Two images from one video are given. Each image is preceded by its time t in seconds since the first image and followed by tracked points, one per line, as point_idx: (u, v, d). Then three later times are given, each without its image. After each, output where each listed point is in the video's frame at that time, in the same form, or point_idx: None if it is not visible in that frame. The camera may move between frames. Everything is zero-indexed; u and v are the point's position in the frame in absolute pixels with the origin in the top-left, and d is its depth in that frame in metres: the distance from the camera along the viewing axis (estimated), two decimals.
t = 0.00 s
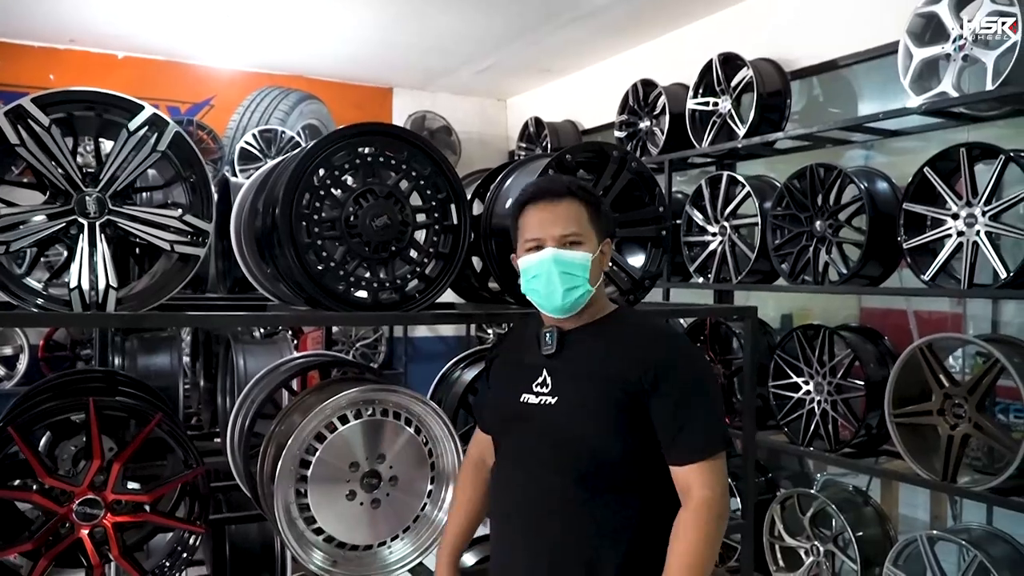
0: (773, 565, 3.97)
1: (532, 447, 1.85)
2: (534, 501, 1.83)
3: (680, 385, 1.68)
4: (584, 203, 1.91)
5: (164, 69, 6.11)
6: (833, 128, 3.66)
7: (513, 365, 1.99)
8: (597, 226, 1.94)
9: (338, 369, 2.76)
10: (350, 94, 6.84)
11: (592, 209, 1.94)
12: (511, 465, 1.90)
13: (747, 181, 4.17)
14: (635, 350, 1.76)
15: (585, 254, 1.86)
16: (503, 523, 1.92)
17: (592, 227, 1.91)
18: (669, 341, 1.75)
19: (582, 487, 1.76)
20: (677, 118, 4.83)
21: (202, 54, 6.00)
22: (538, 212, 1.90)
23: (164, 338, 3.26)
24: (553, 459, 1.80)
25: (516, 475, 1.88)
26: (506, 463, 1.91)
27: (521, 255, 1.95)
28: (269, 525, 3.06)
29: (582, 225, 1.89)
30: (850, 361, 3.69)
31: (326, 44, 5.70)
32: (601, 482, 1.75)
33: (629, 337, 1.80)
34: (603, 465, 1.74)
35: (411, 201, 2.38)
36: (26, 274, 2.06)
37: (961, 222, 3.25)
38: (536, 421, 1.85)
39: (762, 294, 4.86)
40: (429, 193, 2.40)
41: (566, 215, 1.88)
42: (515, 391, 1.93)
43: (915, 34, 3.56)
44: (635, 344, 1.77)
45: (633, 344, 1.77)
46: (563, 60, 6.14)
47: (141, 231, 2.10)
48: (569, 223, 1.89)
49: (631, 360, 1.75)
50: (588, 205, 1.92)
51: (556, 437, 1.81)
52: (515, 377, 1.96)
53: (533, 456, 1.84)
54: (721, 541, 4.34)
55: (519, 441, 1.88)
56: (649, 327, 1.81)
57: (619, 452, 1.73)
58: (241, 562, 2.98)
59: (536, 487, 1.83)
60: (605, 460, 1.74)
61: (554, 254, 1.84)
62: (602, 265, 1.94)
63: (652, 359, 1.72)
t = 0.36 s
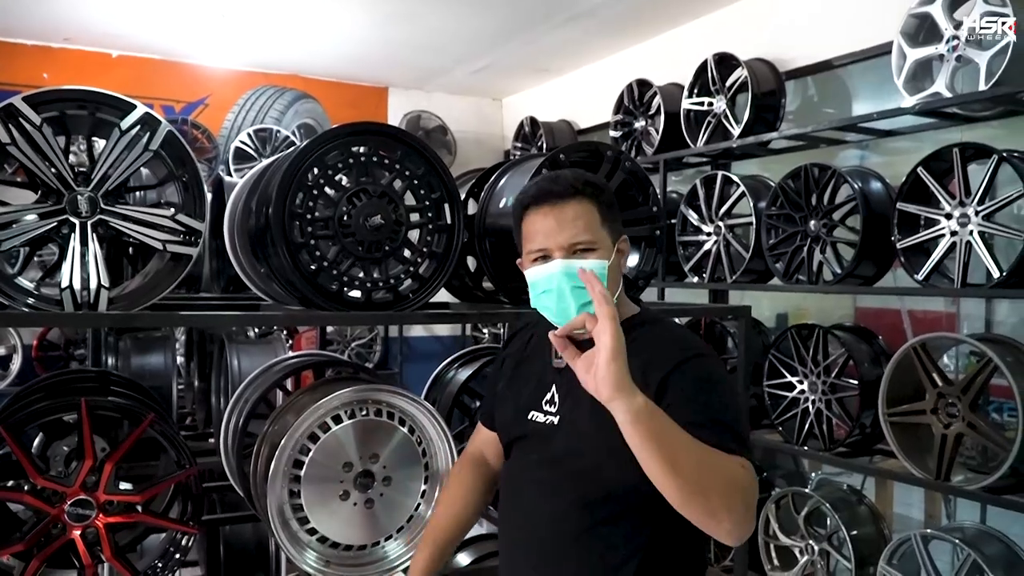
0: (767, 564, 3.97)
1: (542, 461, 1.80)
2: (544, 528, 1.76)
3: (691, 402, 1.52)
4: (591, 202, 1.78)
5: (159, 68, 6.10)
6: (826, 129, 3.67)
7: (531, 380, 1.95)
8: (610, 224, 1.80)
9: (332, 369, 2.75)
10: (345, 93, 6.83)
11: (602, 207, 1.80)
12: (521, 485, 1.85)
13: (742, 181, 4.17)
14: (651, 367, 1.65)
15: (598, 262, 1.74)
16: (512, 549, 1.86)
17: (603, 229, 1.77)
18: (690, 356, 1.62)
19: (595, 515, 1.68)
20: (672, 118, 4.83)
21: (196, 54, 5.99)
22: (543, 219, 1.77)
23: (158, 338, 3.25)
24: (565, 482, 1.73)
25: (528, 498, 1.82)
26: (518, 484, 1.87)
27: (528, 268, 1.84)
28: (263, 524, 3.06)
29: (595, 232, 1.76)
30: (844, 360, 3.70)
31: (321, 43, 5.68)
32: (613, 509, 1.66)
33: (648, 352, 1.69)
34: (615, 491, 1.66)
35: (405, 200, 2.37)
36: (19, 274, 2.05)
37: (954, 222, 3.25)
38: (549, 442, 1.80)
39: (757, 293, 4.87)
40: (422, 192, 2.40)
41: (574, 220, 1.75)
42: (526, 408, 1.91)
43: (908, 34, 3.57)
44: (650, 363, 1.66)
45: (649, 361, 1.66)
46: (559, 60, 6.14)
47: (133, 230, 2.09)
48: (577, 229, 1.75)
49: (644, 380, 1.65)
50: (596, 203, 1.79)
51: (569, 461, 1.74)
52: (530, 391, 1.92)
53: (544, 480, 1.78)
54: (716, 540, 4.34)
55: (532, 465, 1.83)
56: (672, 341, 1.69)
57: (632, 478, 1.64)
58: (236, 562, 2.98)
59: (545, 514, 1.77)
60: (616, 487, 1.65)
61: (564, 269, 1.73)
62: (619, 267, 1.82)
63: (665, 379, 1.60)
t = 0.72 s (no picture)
0: (765, 562, 3.97)
1: (543, 466, 1.80)
2: (546, 537, 1.75)
3: (698, 421, 1.51)
4: (633, 194, 1.82)
5: (151, 70, 6.08)
6: (820, 126, 3.67)
7: (534, 379, 1.95)
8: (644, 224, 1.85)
9: (328, 370, 2.75)
10: (339, 94, 6.82)
11: (642, 204, 1.85)
12: (522, 492, 1.83)
13: (736, 179, 4.17)
14: (655, 374, 1.62)
15: (621, 249, 1.80)
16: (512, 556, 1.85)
17: (638, 222, 1.82)
18: (696, 364, 1.59)
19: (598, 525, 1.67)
20: (666, 117, 4.83)
21: (189, 55, 5.97)
22: (580, 190, 1.82)
23: (152, 341, 3.24)
24: (567, 490, 1.72)
25: (529, 506, 1.81)
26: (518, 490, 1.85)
27: (554, 236, 1.91)
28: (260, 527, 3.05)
29: (630, 220, 1.81)
30: (839, 358, 3.71)
31: (315, 44, 5.67)
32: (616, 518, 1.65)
33: (653, 357, 1.66)
34: (618, 500, 1.64)
35: (398, 200, 2.37)
36: (11, 277, 2.04)
37: (948, 218, 3.26)
38: (551, 449, 1.78)
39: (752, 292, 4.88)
40: (416, 192, 2.39)
41: (610, 202, 1.80)
42: (527, 405, 1.91)
43: (902, 32, 3.57)
44: (653, 369, 1.63)
45: (649, 364, 1.64)
46: (553, 59, 6.14)
47: (125, 233, 2.08)
48: (611, 210, 1.81)
49: (648, 388, 1.62)
50: (638, 196, 1.83)
51: (570, 469, 1.73)
52: (534, 391, 1.92)
53: (546, 488, 1.77)
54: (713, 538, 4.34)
55: (534, 472, 1.82)
56: (677, 345, 1.66)
57: (637, 489, 1.63)
58: (232, 564, 2.97)
59: (547, 522, 1.75)
60: (621, 499, 1.64)
61: (587, 243, 1.79)
62: (643, 267, 1.86)
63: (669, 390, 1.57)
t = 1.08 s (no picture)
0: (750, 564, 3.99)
1: (530, 467, 1.82)
2: (531, 539, 1.77)
3: (681, 433, 1.51)
4: (627, 200, 1.84)
5: (139, 67, 6.04)
6: (807, 130, 3.69)
7: (525, 379, 1.98)
8: (636, 232, 1.86)
9: (315, 371, 2.74)
10: (329, 93, 6.80)
11: (636, 209, 1.87)
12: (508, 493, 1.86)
13: (724, 182, 4.19)
14: (638, 380, 1.62)
15: (609, 254, 1.81)
16: (497, 559, 1.87)
17: (630, 226, 1.84)
18: (681, 369, 1.59)
19: (583, 530, 1.68)
20: (655, 119, 4.85)
21: (177, 52, 5.93)
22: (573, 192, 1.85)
23: (138, 341, 3.21)
24: (552, 494, 1.74)
25: (515, 507, 1.83)
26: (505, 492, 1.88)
27: (545, 234, 1.93)
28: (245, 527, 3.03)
29: (621, 224, 1.83)
30: (825, 360, 3.73)
31: (304, 42, 5.65)
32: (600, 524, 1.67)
33: (639, 359, 1.66)
34: (602, 504, 1.66)
35: (386, 201, 2.36)
36: None
37: (932, 222, 3.29)
38: (538, 451, 1.79)
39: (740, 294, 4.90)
40: (404, 194, 2.38)
41: (604, 206, 1.82)
42: (516, 404, 1.95)
43: (888, 37, 3.60)
44: (637, 374, 1.63)
45: (636, 365, 1.65)
46: (543, 60, 6.14)
47: (110, 232, 2.06)
48: (603, 213, 1.82)
49: (631, 393, 1.62)
50: (632, 202, 1.85)
51: (555, 473, 1.74)
52: (524, 390, 1.95)
53: (532, 490, 1.79)
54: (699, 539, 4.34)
55: (520, 474, 1.83)
56: (665, 349, 1.66)
57: (622, 496, 1.65)
58: (216, 566, 2.95)
59: (532, 525, 1.77)
60: (606, 505, 1.65)
61: (575, 244, 1.81)
62: (632, 273, 1.87)
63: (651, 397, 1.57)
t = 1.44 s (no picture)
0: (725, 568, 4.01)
1: (506, 452, 1.92)
2: (505, 522, 1.89)
3: (659, 418, 1.66)
4: (601, 206, 1.95)
5: (114, 69, 5.97)
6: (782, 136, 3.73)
7: (496, 367, 2.10)
8: (609, 236, 1.97)
9: (288, 375, 2.72)
10: (306, 96, 6.76)
11: (608, 217, 1.97)
12: (483, 479, 1.97)
13: (700, 187, 4.22)
14: (612, 371, 1.76)
15: (586, 254, 1.90)
16: (473, 543, 1.97)
17: (603, 231, 1.94)
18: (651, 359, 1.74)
19: (555, 511, 1.81)
20: (632, 125, 4.87)
21: (152, 54, 5.88)
22: (552, 197, 1.95)
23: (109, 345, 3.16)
24: (527, 479, 1.86)
25: (489, 492, 1.94)
26: (480, 478, 1.99)
27: (523, 237, 1.99)
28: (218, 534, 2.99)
29: (595, 228, 1.92)
30: (799, 364, 3.77)
31: (281, 44, 5.62)
32: (572, 505, 1.81)
33: (610, 351, 1.81)
34: (574, 486, 1.80)
35: (362, 206, 2.35)
36: None
37: (904, 228, 3.33)
38: (512, 438, 1.91)
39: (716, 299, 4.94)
40: (379, 198, 2.37)
41: (581, 210, 1.92)
42: (489, 391, 2.07)
43: (861, 45, 3.65)
44: (609, 362, 1.79)
45: (606, 355, 1.81)
46: (522, 65, 6.15)
47: (80, 235, 2.04)
48: (579, 217, 1.92)
49: (606, 382, 1.76)
50: (605, 209, 1.96)
51: (530, 456, 1.86)
52: (495, 379, 2.07)
53: (506, 475, 1.91)
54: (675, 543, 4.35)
55: (496, 458, 1.94)
56: (634, 340, 1.81)
57: (593, 472, 1.79)
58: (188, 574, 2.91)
59: (506, 508, 1.89)
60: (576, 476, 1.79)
61: (555, 244, 1.88)
62: (604, 274, 1.97)
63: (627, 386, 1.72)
